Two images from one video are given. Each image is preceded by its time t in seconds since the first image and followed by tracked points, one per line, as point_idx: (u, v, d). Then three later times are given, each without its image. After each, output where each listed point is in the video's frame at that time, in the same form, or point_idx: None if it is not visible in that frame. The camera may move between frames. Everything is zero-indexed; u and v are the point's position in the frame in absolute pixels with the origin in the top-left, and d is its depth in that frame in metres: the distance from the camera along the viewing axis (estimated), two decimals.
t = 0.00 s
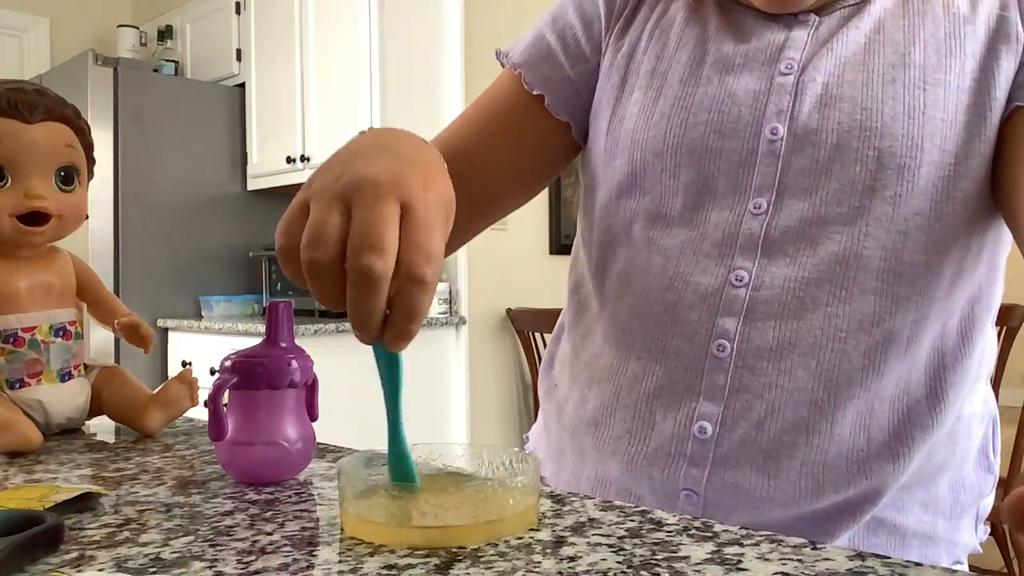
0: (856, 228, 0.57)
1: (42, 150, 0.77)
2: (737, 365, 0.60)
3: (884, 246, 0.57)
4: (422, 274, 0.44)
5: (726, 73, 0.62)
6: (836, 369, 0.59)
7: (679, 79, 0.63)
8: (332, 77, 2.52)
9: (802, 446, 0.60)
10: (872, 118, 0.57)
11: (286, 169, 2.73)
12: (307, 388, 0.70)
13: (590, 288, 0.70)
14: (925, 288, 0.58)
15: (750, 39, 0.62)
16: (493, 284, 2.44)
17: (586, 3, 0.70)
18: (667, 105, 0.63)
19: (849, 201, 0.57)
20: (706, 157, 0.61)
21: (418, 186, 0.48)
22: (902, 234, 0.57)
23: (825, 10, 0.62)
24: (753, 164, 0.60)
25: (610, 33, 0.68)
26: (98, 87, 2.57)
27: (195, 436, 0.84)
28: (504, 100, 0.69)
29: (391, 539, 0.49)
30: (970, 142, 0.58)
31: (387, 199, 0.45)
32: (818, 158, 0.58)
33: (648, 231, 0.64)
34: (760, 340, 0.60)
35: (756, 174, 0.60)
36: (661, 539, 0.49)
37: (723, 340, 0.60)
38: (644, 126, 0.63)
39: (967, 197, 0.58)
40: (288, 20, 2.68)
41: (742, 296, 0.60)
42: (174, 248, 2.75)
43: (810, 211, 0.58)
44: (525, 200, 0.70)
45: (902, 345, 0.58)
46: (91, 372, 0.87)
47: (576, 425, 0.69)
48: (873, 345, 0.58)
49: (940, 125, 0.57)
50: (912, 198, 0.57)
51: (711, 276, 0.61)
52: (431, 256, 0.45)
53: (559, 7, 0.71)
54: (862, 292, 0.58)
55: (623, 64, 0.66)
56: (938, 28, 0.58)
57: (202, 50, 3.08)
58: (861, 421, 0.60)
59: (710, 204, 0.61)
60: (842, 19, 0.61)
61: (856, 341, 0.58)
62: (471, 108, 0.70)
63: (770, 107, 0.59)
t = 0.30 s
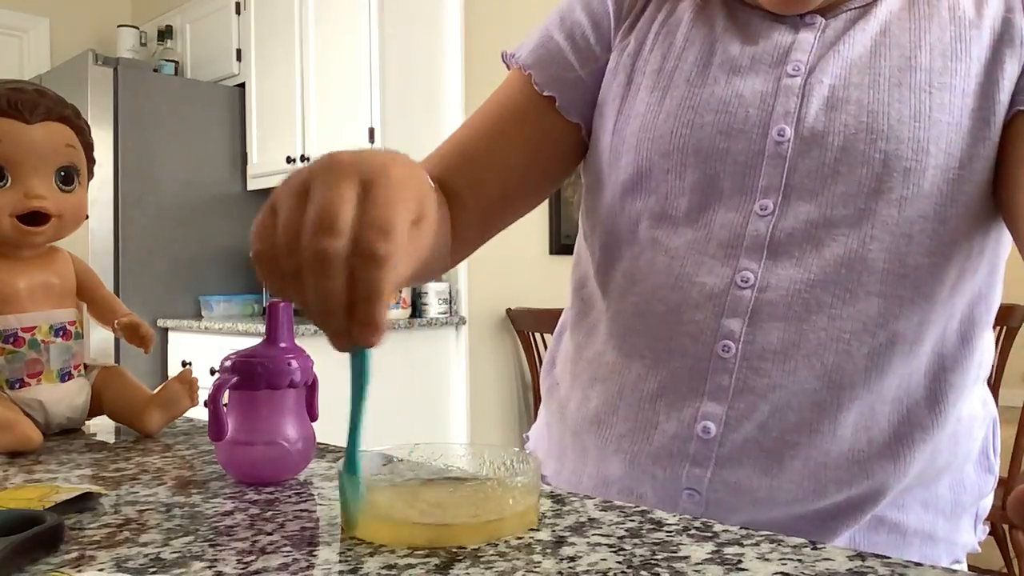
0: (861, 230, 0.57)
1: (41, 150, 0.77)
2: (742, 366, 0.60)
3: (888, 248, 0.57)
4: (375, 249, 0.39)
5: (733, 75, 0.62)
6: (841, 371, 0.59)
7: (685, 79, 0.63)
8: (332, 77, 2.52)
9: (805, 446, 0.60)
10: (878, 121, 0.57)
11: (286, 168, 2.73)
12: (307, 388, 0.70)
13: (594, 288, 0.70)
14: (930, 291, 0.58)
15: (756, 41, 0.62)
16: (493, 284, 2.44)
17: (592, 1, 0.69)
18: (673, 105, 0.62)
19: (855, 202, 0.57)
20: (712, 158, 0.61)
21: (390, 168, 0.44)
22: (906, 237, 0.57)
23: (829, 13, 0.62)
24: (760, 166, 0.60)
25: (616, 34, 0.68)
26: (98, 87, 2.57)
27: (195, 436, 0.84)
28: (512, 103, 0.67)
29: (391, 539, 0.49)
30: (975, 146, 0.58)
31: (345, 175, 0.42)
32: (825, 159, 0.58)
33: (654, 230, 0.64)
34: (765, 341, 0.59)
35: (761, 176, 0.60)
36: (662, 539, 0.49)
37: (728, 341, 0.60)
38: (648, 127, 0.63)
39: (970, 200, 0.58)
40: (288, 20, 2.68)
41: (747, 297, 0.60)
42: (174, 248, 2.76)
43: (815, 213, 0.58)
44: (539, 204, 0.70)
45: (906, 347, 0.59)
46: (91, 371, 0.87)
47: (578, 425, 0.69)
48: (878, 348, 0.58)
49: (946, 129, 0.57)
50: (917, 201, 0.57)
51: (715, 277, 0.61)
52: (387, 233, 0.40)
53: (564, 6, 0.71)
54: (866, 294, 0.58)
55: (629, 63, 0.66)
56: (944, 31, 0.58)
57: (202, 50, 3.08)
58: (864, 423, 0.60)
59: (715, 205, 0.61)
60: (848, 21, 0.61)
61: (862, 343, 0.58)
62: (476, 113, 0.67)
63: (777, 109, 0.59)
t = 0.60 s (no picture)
0: (863, 230, 0.57)
1: (41, 150, 0.77)
2: (745, 367, 0.60)
3: (889, 249, 0.57)
4: (355, 257, 0.41)
5: (734, 76, 0.62)
6: (843, 372, 0.59)
7: (686, 81, 0.63)
8: (332, 76, 2.52)
9: (806, 446, 0.60)
10: (879, 122, 0.57)
11: (286, 168, 2.73)
12: (307, 388, 0.70)
13: (596, 288, 0.71)
14: (931, 292, 0.58)
15: (757, 42, 0.62)
16: (493, 284, 2.44)
17: (592, 6, 0.70)
18: (674, 107, 0.62)
19: (856, 203, 0.57)
20: (713, 160, 0.61)
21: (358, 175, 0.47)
22: (907, 237, 0.57)
23: (830, 14, 0.62)
24: (761, 167, 0.60)
25: (617, 35, 0.68)
26: (98, 87, 2.57)
27: (195, 436, 0.84)
28: (513, 107, 0.68)
29: (393, 539, 0.49)
30: (976, 146, 0.58)
31: (314, 190, 0.43)
32: (826, 160, 0.58)
33: (655, 231, 0.64)
34: (767, 342, 0.59)
35: (763, 177, 0.60)
36: (661, 539, 0.49)
37: (731, 343, 0.60)
38: (649, 128, 0.63)
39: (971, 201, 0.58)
40: (288, 20, 2.68)
41: (749, 298, 0.60)
42: (174, 248, 2.76)
43: (817, 213, 0.58)
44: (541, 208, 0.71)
45: (908, 348, 0.59)
46: (91, 372, 0.87)
47: (581, 426, 0.69)
48: (880, 349, 0.58)
49: (947, 129, 0.57)
50: (918, 202, 0.57)
51: (717, 277, 0.61)
52: (370, 244, 0.43)
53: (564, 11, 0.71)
54: (868, 294, 0.58)
55: (629, 66, 0.66)
56: (944, 31, 0.58)
57: (202, 50, 3.08)
58: (865, 423, 0.60)
59: (717, 206, 0.61)
60: (848, 22, 0.61)
61: (863, 344, 0.58)
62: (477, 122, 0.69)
63: (778, 110, 0.59)
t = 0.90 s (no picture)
0: (862, 229, 0.57)
1: (41, 150, 0.77)
2: (745, 365, 0.60)
3: (888, 247, 0.57)
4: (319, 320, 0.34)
5: (732, 74, 0.62)
6: (843, 370, 0.59)
7: (685, 80, 0.63)
8: (332, 76, 2.52)
9: (806, 443, 0.60)
10: (878, 120, 0.57)
11: (286, 168, 2.73)
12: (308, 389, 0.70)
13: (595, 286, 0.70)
14: (930, 291, 0.58)
15: (755, 41, 0.62)
16: (494, 284, 2.44)
17: (592, 6, 0.70)
18: (674, 106, 0.62)
19: (856, 201, 0.57)
20: (712, 159, 0.61)
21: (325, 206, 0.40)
22: (906, 235, 0.57)
23: (828, 13, 0.62)
24: (761, 166, 0.60)
25: (616, 34, 0.68)
26: (98, 87, 2.57)
27: (195, 436, 0.84)
28: (520, 108, 0.68)
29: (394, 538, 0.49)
30: (975, 143, 0.58)
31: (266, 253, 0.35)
32: (826, 159, 0.58)
33: (655, 231, 0.64)
34: (766, 341, 0.59)
35: (762, 176, 0.60)
36: (661, 539, 0.49)
37: (728, 341, 0.60)
38: (649, 127, 0.63)
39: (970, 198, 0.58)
40: (288, 20, 2.69)
41: (750, 297, 0.60)
42: (175, 248, 2.75)
43: (817, 212, 0.58)
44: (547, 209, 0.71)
45: (906, 346, 0.59)
46: (90, 372, 0.87)
47: (581, 425, 0.69)
48: (878, 346, 0.58)
49: (946, 127, 0.57)
50: (918, 200, 0.57)
51: (718, 277, 0.61)
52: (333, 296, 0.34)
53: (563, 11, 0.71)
54: (867, 293, 0.58)
55: (629, 67, 0.66)
56: (942, 29, 0.58)
57: (202, 50, 3.08)
58: (864, 421, 0.60)
59: (717, 205, 0.61)
60: (846, 21, 0.61)
61: (862, 342, 0.58)
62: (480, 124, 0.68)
63: (777, 108, 0.59)
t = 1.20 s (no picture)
0: (859, 228, 0.57)
1: (41, 150, 0.77)
2: (743, 364, 0.60)
3: (886, 246, 0.57)
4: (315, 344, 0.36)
5: (730, 73, 0.62)
6: (840, 369, 0.59)
7: (683, 79, 0.63)
8: (332, 76, 2.52)
9: (804, 442, 0.60)
10: (876, 119, 0.57)
11: (286, 168, 2.73)
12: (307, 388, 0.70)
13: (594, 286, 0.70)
14: (928, 290, 0.58)
15: (753, 41, 0.62)
16: (493, 284, 2.44)
17: (591, 5, 0.70)
18: (672, 105, 0.62)
19: (854, 200, 0.57)
20: (711, 159, 0.61)
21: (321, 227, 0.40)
22: (904, 234, 0.57)
23: (826, 14, 0.62)
24: (759, 166, 0.60)
25: (615, 35, 0.68)
26: (98, 87, 2.57)
27: (195, 436, 0.84)
28: (512, 98, 0.68)
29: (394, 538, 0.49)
30: (973, 142, 0.58)
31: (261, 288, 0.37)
32: (824, 159, 0.58)
33: (654, 231, 0.64)
34: (764, 340, 0.59)
35: (760, 175, 0.60)
36: (661, 539, 0.49)
37: (728, 341, 0.60)
38: (648, 126, 0.63)
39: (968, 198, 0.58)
40: (288, 20, 2.69)
41: (747, 296, 0.60)
42: (175, 248, 2.75)
43: (815, 211, 0.58)
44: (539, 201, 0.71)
45: (904, 345, 0.59)
46: (90, 372, 0.87)
47: (580, 424, 0.69)
48: (875, 345, 0.58)
49: (943, 126, 0.57)
50: (916, 199, 0.57)
51: (717, 276, 0.61)
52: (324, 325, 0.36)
53: (562, 9, 0.71)
54: (865, 292, 0.58)
55: (626, 66, 0.66)
56: (939, 29, 0.58)
57: (202, 50, 3.08)
58: (862, 420, 0.60)
59: (716, 204, 0.61)
60: (845, 21, 0.61)
61: (859, 340, 0.58)
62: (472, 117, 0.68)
63: (775, 108, 0.59)
